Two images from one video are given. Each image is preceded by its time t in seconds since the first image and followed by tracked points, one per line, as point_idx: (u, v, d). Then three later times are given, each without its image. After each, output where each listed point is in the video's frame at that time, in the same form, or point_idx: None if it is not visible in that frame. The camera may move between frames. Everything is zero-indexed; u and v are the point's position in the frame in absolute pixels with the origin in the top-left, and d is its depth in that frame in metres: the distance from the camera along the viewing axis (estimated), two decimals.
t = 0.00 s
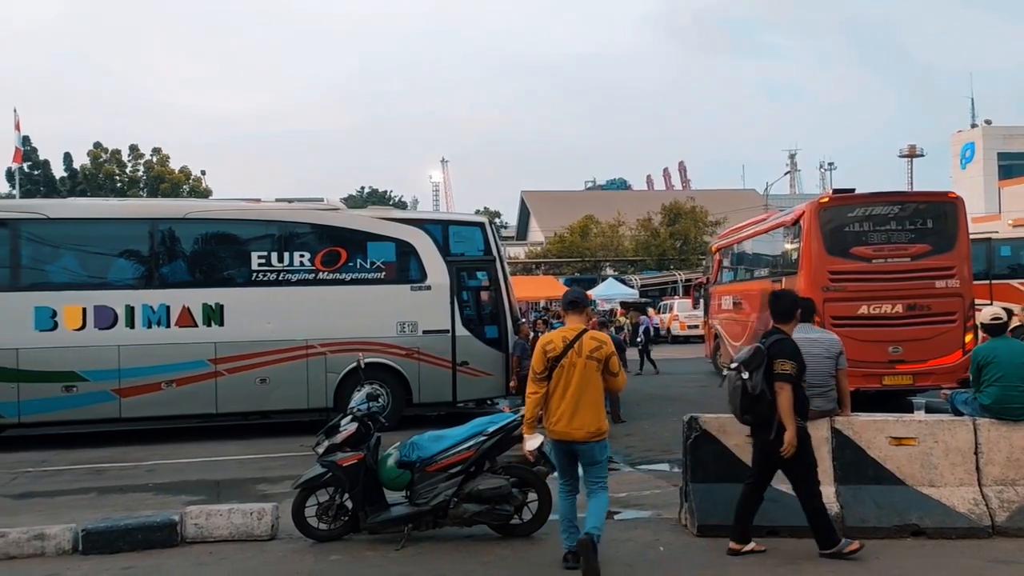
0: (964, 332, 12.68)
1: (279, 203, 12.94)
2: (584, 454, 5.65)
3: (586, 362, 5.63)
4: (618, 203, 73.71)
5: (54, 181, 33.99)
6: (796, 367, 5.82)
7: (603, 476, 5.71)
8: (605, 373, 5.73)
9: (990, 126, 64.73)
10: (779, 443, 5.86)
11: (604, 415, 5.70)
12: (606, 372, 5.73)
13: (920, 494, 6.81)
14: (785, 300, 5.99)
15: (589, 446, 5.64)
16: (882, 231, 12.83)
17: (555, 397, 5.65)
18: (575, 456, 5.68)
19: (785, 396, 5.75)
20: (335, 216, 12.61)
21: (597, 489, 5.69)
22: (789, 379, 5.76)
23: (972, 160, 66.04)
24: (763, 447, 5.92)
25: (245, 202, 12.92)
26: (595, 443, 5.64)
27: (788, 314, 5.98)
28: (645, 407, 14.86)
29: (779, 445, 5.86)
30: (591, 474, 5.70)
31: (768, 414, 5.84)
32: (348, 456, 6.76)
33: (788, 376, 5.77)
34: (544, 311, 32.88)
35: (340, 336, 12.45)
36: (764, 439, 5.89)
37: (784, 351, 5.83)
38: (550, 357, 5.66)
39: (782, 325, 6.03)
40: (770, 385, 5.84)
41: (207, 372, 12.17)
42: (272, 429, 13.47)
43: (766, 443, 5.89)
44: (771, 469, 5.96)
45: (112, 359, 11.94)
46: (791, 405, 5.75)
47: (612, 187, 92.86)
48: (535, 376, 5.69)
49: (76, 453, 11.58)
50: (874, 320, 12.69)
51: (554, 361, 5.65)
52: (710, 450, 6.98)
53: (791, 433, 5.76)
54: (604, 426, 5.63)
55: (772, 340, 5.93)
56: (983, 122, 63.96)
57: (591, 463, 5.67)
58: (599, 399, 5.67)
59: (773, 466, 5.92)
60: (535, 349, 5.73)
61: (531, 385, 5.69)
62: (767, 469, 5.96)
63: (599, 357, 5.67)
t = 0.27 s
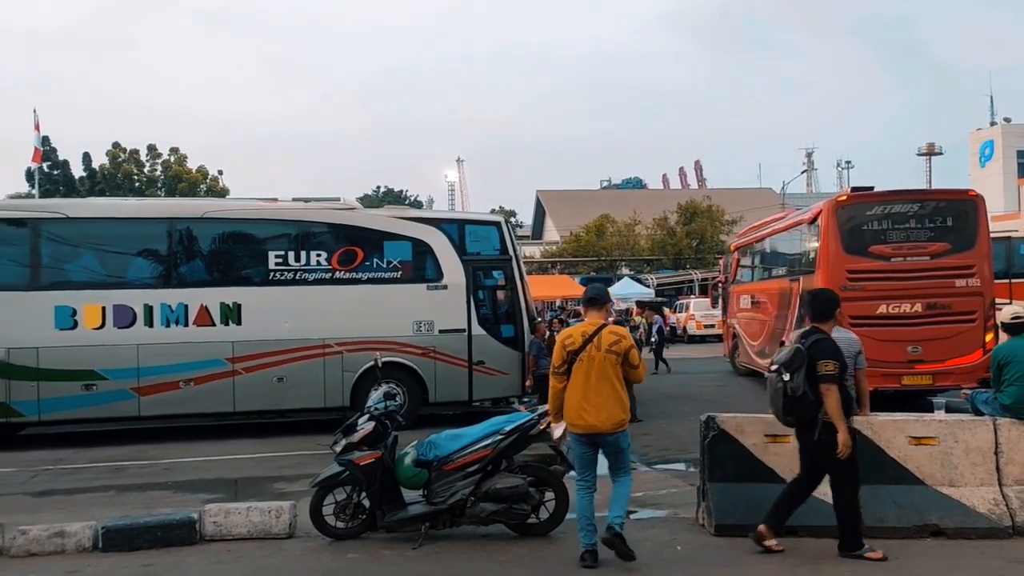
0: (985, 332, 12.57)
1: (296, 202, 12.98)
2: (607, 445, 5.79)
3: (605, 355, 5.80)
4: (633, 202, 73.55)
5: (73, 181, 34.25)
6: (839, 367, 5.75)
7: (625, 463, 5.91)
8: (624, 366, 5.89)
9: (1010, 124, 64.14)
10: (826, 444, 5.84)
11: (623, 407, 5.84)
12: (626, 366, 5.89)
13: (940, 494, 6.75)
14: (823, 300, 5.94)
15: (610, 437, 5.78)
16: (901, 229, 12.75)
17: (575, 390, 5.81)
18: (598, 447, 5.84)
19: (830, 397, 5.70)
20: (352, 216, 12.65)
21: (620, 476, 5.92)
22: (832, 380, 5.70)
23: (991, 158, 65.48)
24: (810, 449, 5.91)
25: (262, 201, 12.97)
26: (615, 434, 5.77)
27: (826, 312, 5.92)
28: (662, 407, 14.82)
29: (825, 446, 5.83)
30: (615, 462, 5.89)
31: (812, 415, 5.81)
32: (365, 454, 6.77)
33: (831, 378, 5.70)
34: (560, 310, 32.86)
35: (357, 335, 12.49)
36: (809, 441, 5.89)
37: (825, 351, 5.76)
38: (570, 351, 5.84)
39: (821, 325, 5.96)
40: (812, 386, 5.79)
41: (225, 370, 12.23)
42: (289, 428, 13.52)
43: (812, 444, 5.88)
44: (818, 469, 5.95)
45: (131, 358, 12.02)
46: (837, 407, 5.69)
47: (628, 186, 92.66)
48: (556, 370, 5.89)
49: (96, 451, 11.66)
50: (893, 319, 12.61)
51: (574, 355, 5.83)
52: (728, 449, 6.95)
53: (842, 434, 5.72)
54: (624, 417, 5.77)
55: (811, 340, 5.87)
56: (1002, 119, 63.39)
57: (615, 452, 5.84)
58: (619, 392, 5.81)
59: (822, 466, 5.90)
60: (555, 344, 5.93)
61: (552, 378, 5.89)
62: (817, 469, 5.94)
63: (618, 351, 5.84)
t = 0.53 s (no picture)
0: (1004, 330, 12.47)
1: (312, 200, 13.01)
2: (628, 441, 5.86)
3: (625, 353, 5.88)
4: (648, 200, 73.41)
5: (90, 181, 34.50)
6: (882, 363, 5.66)
7: (647, 461, 5.96)
8: (646, 363, 5.96)
9: None
10: (870, 441, 5.74)
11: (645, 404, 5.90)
12: (647, 363, 5.96)
13: (959, 493, 6.70)
14: (863, 298, 5.89)
15: (630, 434, 5.85)
16: (919, 226, 12.67)
17: (596, 387, 5.92)
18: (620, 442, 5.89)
19: (877, 394, 5.61)
20: (367, 214, 12.68)
21: (642, 475, 5.98)
22: (879, 376, 5.60)
23: (1009, 154, 64.94)
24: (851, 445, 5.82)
25: (277, 200, 13.01)
26: (635, 430, 5.85)
27: (865, 309, 5.87)
28: (677, 405, 14.79)
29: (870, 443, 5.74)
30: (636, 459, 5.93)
31: (851, 411, 5.75)
32: (382, 451, 6.78)
33: (875, 374, 5.61)
34: (574, 308, 32.86)
35: (373, 333, 12.51)
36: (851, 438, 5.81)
37: (866, 347, 5.69)
38: (590, 349, 5.96)
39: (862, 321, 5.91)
40: (853, 382, 5.75)
41: (241, 368, 12.28)
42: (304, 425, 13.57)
43: (856, 441, 5.78)
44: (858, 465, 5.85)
45: (148, 356, 12.08)
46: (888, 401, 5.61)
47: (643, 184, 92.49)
48: (577, 368, 6.02)
49: (114, 448, 11.73)
50: (911, 317, 12.53)
51: (594, 353, 5.95)
52: (745, 447, 6.92)
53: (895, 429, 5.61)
54: (644, 414, 5.84)
55: (851, 336, 5.81)
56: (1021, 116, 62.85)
57: (637, 449, 5.90)
58: (639, 389, 5.88)
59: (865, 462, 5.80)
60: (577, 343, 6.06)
61: (574, 376, 6.03)
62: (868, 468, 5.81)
63: (638, 348, 5.91)
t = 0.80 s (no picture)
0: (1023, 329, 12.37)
1: (327, 199, 13.05)
2: (652, 442, 5.96)
3: (652, 356, 5.96)
4: (663, 198, 73.25)
5: (108, 180, 34.74)
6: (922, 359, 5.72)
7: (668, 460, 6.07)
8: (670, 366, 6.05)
9: None
10: (911, 437, 5.77)
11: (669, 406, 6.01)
12: (672, 366, 6.05)
13: (978, 493, 6.66)
14: (898, 295, 5.93)
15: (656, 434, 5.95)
16: (937, 224, 12.60)
17: (622, 390, 5.99)
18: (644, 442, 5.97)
19: (924, 388, 5.68)
20: (382, 213, 12.71)
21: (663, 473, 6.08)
22: (923, 372, 5.68)
23: None
24: (893, 443, 5.80)
25: (293, 199, 13.05)
26: (660, 432, 5.95)
27: (902, 307, 5.89)
28: (693, 404, 14.76)
29: (912, 440, 5.77)
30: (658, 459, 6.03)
31: (891, 408, 5.74)
32: (398, 450, 6.78)
33: (919, 369, 5.67)
34: (589, 306, 32.84)
35: (388, 332, 12.55)
36: (889, 434, 5.80)
37: (908, 344, 5.72)
38: (617, 352, 6.01)
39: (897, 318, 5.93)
40: (893, 379, 5.75)
41: (257, 367, 12.34)
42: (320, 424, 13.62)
43: (894, 438, 5.79)
44: (898, 464, 5.84)
45: (165, 355, 12.16)
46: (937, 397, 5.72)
47: (657, 182, 92.29)
48: (603, 370, 6.06)
49: (131, 446, 11.81)
50: (928, 316, 12.45)
51: (621, 356, 6.00)
52: (761, 447, 6.90)
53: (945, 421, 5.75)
54: (669, 416, 5.94)
55: (890, 332, 5.81)
56: None
57: (660, 449, 6.00)
58: (664, 391, 5.98)
59: (909, 460, 5.81)
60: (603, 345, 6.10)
61: (599, 378, 6.07)
62: (901, 469, 5.82)
63: (664, 352, 5.99)
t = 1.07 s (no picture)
0: None
1: (339, 199, 13.08)
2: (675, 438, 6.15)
3: (674, 355, 6.17)
4: (674, 198, 73.09)
5: (121, 181, 34.93)
6: (958, 361, 5.70)
7: (687, 457, 6.27)
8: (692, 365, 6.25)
9: None
10: (950, 441, 5.75)
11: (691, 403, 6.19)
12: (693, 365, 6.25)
13: (993, 493, 6.62)
14: (933, 296, 5.88)
15: (678, 431, 6.13)
16: (951, 222, 12.53)
17: (645, 388, 6.19)
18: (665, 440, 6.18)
19: (960, 391, 5.65)
20: (393, 213, 12.73)
21: (682, 471, 6.26)
22: (959, 374, 5.65)
23: None
24: (931, 447, 5.74)
25: (305, 199, 13.08)
26: (682, 428, 6.14)
27: (937, 308, 5.86)
28: (705, 403, 14.73)
29: (951, 444, 5.74)
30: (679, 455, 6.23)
31: (925, 410, 5.71)
32: (411, 449, 6.78)
33: (954, 371, 5.64)
34: (601, 305, 32.82)
35: (400, 331, 12.57)
36: (923, 437, 5.76)
37: (944, 346, 5.70)
38: (640, 352, 6.23)
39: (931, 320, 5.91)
40: (928, 381, 5.73)
41: (270, 366, 12.37)
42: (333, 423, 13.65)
43: (928, 441, 5.74)
44: (936, 469, 5.73)
45: (179, 354, 12.21)
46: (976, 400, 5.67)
47: (669, 181, 92.14)
48: (627, 369, 6.27)
49: (146, 445, 11.88)
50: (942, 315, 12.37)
51: (643, 355, 6.22)
52: (775, 447, 6.89)
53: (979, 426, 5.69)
54: (691, 413, 6.12)
55: (925, 334, 5.81)
56: None
57: (683, 445, 6.21)
58: (686, 389, 6.17)
59: (946, 464, 5.73)
60: (627, 345, 6.31)
61: (623, 376, 6.27)
62: (935, 473, 5.74)
63: (686, 350, 6.20)
